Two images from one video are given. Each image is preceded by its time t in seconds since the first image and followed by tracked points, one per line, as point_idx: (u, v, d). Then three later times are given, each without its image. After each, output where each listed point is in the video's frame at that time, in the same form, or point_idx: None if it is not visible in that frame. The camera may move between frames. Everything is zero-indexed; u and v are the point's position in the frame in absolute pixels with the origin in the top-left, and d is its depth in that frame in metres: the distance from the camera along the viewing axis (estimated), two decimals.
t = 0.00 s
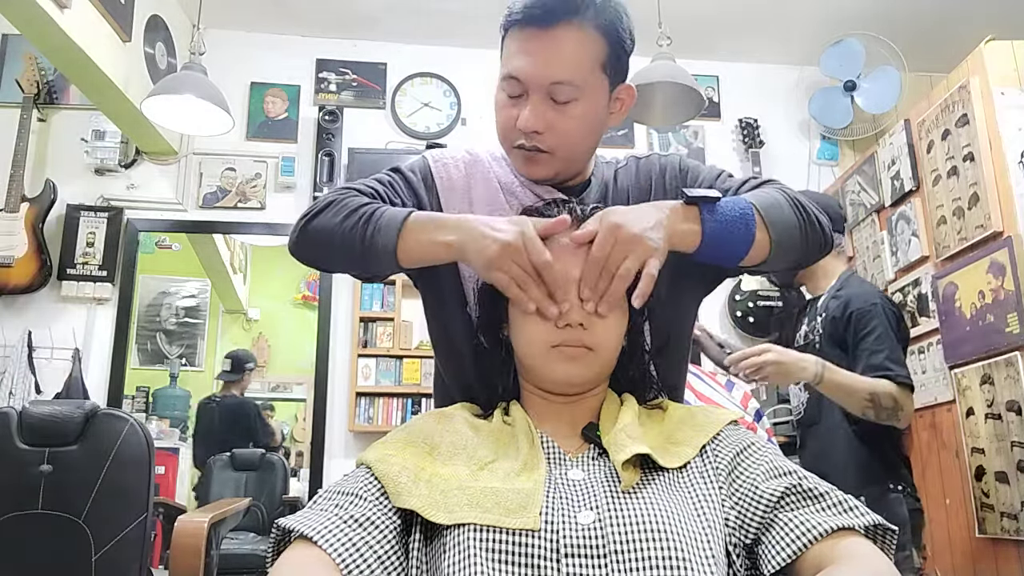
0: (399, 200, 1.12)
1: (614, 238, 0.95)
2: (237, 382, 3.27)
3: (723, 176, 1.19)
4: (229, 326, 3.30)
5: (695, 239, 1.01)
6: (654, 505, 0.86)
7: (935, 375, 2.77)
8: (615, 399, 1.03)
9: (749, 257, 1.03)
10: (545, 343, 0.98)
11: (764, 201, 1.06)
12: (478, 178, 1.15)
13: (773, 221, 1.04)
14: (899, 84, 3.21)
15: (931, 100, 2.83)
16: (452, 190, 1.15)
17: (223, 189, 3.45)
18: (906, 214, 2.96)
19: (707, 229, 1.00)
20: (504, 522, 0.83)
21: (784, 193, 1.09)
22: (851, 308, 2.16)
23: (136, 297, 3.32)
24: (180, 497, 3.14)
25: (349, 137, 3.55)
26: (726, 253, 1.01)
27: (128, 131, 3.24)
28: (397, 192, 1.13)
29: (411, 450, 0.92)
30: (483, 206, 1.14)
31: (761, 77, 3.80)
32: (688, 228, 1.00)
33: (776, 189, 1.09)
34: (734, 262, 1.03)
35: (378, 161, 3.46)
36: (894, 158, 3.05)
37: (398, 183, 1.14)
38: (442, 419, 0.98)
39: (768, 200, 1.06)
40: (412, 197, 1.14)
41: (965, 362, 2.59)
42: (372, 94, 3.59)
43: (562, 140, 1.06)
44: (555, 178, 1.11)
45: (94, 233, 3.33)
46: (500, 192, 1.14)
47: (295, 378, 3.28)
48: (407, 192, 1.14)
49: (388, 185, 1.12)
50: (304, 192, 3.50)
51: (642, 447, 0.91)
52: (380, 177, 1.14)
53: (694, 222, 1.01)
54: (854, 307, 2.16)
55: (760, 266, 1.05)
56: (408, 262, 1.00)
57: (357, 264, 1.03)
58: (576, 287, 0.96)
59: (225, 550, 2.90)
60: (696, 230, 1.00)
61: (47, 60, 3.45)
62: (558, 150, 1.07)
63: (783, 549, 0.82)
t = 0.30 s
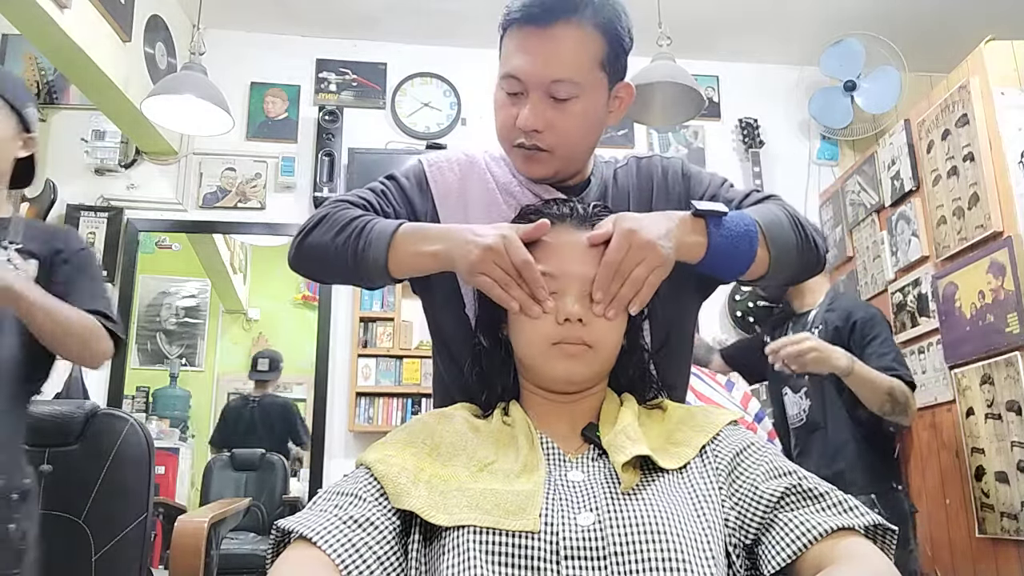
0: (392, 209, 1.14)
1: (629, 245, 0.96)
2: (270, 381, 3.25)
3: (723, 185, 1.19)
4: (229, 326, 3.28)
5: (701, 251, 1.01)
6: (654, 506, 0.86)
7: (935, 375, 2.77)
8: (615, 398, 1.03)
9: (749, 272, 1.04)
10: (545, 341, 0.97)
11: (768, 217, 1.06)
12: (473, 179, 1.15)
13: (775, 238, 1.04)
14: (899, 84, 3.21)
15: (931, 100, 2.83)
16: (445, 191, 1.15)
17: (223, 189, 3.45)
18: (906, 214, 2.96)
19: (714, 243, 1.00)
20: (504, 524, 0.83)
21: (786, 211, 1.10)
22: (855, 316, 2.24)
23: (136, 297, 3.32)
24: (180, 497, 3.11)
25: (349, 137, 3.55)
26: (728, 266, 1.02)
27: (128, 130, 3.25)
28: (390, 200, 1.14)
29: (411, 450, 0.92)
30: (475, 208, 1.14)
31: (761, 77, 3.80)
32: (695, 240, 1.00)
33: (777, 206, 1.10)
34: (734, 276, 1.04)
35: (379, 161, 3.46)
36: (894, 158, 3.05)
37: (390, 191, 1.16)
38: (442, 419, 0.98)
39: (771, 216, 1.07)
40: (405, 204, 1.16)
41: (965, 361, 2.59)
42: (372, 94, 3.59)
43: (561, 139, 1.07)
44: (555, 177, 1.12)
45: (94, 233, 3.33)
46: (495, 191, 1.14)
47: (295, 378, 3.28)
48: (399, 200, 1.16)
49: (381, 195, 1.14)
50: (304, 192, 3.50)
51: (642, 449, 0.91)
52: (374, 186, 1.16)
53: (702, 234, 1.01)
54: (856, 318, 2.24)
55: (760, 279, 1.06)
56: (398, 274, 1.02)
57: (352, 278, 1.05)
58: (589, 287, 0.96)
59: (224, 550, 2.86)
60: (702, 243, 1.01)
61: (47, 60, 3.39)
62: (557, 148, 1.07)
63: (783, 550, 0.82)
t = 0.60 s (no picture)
0: (391, 218, 1.14)
1: (640, 243, 0.97)
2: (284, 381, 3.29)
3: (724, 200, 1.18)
4: (229, 326, 3.39)
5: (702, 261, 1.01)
6: (654, 506, 0.86)
7: (935, 375, 2.77)
8: (615, 399, 1.03)
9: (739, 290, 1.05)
10: (545, 338, 0.97)
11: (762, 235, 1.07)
12: (472, 181, 1.15)
13: (770, 261, 1.05)
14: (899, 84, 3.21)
15: (931, 100, 2.83)
16: (443, 191, 1.14)
17: (224, 189, 3.44)
18: (906, 214, 2.96)
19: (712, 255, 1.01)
20: (504, 525, 0.83)
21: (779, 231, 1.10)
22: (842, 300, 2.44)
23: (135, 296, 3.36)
24: (180, 497, 3.20)
25: (349, 137, 3.55)
26: (719, 278, 1.02)
27: (128, 130, 3.24)
28: (388, 210, 1.14)
29: (410, 450, 0.92)
30: (473, 210, 1.13)
31: (761, 78, 3.80)
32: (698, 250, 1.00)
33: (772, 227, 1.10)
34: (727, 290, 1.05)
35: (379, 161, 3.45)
36: (894, 158, 3.05)
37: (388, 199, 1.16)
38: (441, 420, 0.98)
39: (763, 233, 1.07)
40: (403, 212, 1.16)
41: (965, 361, 2.59)
42: (372, 94, 3.58)
43: (561, 137, 1.06)
44: (555, 176, 1.12)
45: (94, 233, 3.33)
46: (493, 191, 1.14)
47: (296, 378, 3.28)
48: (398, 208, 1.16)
49: (378, 204, 1.14)
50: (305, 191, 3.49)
51: (644, 450, 0.91)
52: (371, 196, 1.16)
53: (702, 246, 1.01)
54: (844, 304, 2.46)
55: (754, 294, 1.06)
56: (399, 279, 1.01)
57: (354, 286, 1.05)
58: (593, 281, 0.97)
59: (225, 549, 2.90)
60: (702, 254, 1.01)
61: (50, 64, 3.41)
62: (557, 147, 1.07)
63: (783, 549, 0.82)
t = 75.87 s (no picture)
0: (413, 267, 1.07)
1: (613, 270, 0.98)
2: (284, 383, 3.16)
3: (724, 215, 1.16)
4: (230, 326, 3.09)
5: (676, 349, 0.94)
6: (660, 509, 0.86)
7: (935, 374, 2.77)
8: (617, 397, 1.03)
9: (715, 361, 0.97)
10: (545, 312, 0.95)
11: (743, 312, 0.99)
12: (480, 194, 1.14)
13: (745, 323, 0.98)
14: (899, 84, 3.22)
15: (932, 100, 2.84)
16: (449, 203, 1.12)
17: (223, 189, 3.44)
18: (906, 214, 2.97)
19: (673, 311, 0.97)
20: (508, 528, 0.83)
21: (762, 304, 1.03)
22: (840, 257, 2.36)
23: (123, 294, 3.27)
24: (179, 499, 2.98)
25: (349, 137, 3.55)
26: (693, 360, 0.96)
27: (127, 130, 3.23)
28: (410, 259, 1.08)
29: (411, 450, 0.92)
30: (478, 222, 1.11)
31: (762, 78, 3.80)
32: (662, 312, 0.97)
33: (747, 297, 1.02)
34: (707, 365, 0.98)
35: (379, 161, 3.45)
36: (894, 158, 3.05)
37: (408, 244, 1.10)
38: (443, 421, 0.98)
39: (737, 304, 0.99)
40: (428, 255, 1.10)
41: (965, 362, 2.60)
42: (372, 94, 3.58)
43: (587, 141, 1.06)
44: (576, 178, 1.12)
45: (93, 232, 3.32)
46: (501, 201, 1.12)
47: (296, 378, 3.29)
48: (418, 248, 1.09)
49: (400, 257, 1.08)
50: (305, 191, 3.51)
51: (648, 451, 0.91)
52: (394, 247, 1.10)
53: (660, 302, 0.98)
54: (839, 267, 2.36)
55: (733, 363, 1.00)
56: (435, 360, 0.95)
57: (394, 359, 1.00)
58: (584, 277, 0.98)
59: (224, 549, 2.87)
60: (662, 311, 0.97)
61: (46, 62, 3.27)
62: (583, 151, 1.07)
63: (790, 549, 0.83)
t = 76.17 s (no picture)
0: (403, 268, 1.11)
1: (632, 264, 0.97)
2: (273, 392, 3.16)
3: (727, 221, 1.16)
4: (229, 326, 3.05)
5: (693, 331, 0.97)
6: (660, 508, 0.85)
7: (935, 374, 2.77)
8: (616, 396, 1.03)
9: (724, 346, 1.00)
10: (546, 318, 0.96)
11: (753, 306, 1.02)
12: (479, 194, 1.13)
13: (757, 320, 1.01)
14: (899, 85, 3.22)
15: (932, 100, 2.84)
16: (449, 204, 1.12)
17: (223, 189, 3.44)
18: (906, 214, 2.97)
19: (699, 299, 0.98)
20: (508, 526, 0.83)
21: (766, 301, 1.06)
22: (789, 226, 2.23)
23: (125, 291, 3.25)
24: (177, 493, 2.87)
25: (349, 137, 3.55)
26: (704, 342, 0.99)
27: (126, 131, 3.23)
28: (399, 261, 1.11)
29: (411, 449, 0.92)
30: (477, 223, 1.11)
31: (762, 78, 3.80)
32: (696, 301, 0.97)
33: (757, 293, 1.06)
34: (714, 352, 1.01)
35: (379, 161, 3.45)
36: (894, 158, 3.06)
37: (398, 246, 1.12)
38: (443, 420, 0.98)
39: (749, 299, 1.03)
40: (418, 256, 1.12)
41: (965, 362, 2.59)
42: (372, 94, 3.58)
43: (588, 141, 1.06)
44: (577, 178, 1.11)
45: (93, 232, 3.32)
46: (501, 202, 1.12)
47: (295, 378, 3.29)
48: (406, 249, 1.12)
49: (388, 260, 1.11)
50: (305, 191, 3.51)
51: (648, 449, 0.91)
52: (383, 252, 1.13)
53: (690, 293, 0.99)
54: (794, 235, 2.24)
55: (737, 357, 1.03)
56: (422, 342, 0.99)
57: (391, 351, 1.04)
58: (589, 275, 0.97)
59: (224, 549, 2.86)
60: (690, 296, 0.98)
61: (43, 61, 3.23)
62: (584, 151, 1.07)
63: (790, 548, 0.82)
